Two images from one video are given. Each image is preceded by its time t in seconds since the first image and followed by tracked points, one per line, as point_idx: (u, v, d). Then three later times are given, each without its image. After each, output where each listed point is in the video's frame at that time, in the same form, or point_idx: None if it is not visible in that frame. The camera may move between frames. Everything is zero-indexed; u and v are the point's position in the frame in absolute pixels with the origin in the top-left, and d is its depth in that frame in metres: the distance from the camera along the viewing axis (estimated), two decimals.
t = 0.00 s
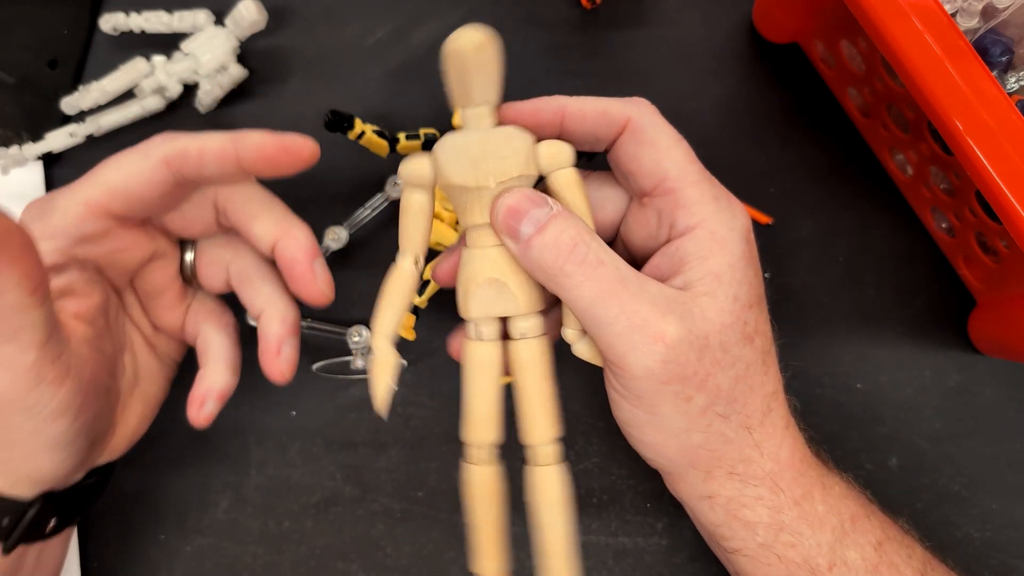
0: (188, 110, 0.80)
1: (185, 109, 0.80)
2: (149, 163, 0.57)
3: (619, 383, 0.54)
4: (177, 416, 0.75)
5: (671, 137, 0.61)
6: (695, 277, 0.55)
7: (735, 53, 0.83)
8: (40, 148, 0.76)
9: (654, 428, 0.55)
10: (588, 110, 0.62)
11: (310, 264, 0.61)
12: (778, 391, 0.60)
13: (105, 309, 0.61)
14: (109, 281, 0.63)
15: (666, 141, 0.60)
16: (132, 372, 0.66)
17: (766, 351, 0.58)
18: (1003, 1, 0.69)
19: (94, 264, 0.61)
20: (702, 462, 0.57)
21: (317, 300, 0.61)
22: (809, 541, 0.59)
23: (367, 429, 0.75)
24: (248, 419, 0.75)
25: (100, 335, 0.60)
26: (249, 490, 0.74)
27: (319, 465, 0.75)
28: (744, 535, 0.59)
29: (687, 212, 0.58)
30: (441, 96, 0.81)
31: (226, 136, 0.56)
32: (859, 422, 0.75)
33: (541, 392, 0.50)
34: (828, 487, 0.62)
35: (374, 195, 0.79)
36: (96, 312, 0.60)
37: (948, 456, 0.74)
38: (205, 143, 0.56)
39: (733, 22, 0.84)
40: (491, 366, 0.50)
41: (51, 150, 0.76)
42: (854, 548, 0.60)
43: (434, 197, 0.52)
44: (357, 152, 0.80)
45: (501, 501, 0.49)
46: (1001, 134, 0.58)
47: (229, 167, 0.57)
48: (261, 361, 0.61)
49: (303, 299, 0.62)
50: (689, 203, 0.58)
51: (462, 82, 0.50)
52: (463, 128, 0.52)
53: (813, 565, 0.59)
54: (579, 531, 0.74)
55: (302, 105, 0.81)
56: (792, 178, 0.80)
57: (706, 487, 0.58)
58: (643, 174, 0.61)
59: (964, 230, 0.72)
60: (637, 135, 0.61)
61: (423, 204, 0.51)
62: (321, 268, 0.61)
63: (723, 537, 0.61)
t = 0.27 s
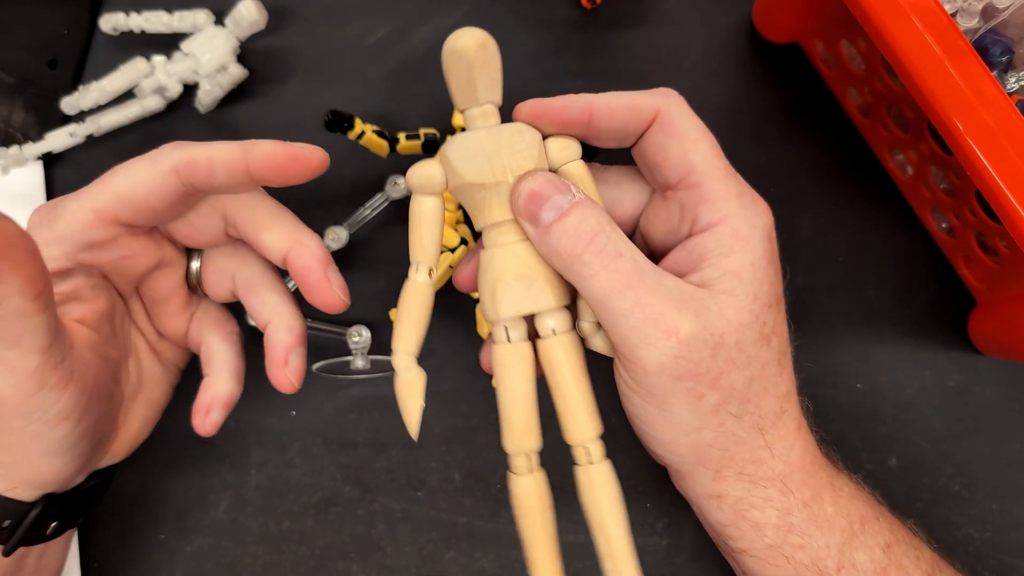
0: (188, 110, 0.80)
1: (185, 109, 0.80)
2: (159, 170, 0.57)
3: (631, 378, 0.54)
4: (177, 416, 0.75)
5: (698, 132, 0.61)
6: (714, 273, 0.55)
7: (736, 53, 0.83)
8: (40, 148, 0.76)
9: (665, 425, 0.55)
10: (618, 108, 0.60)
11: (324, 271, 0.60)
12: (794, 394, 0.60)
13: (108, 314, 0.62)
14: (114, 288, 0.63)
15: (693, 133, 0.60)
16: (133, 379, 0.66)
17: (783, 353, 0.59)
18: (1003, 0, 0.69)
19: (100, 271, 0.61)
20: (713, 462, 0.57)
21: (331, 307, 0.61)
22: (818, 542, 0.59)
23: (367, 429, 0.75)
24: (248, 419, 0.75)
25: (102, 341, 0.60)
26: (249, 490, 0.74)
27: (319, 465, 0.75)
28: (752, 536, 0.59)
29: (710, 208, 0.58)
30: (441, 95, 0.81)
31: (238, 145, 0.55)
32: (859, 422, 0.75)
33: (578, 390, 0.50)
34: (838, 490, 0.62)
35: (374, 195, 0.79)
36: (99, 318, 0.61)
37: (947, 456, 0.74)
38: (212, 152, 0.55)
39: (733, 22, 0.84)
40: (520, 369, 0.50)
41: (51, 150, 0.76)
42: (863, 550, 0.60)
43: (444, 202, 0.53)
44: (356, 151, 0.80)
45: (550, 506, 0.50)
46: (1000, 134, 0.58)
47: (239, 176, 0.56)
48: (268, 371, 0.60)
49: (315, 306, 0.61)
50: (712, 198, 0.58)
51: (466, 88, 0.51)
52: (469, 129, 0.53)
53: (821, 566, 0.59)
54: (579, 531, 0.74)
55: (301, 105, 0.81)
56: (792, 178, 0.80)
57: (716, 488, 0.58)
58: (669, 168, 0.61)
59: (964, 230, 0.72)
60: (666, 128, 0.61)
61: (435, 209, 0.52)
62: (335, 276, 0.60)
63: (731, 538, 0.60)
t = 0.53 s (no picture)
0: (188, 110, 0.80)
1: (185, 109, 0.80)
2: (170, 171, 0.57)
3: (617, 371, 0.54)
4: (177, 416, 0.75)
5: (689, 130, 0.60)
6: (702, 269, 0.55)
7: (736, 53, 0.83)
8: (40, 148, 0.76)
9: (651, 417, 0.55)
10: (613, 109, 0.60)
11: (336, 265, 0.60)
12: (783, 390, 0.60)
13: (118, 313, 0.62)
14: (123, 286, 0.63)
15: (684, 131, 0.60)
16: (140, 377, 0.66)
17: (770, 348, 0.59)
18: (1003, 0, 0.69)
19: (110, 270, 0.61)
20: (702, 456, 0.57)
21: (345, 300, 0.61)
22: (809, 538, 0.59)
23: (367, 429, 0.75)
24: (248, 419, 0.75)
25: (113, 338, 0.60)
26: (249, 490, 0.74)
27: (319, 465, 0.75)
28: (743, 531, 0.59)
29: (698, 205, 0.58)
30: (441, 95, 0.81)
31: (247, 147, 0.56)
32: (858, 422, 0.75)
33: (555, 384, 0.50)
34: (828, 485, 0.62)
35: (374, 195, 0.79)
36: (110, 316, 0.60)
37: (947, 456, 0.74)
38: (224, 154, 0.56)
39: (733, 22, 0.84)
40: (502, 360, 0.50)
41: (51, 150, 0.76)
42: (854, 545, 0.60)
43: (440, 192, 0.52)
44: (356, 151, 0.80)
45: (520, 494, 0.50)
46: (1000, 134, 0.58)
47: (248, 178, 0.56)
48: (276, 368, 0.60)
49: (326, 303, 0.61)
50: (700, 196, 0.58)
51: (466, 82, 0.50)
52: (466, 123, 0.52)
53: (813, 561, 0.59)
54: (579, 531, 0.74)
55: (301, 105, 0.81)
56: (792, 178, 0.80)
57: (705, 483, 0.58)
58: (659, 166, 0.60)
59: (964, 230, 0.72)
60: (658, 127, 0.60)
61: (427, 200, 0.51)
62: (347, 271, 0.61)
63: (722, 533, 0.60)
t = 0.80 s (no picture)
0: (188, 110, 0.80)
1: (185, 109, 0.80)
2: (176, 171, 0.57)
3: (614, 371, 0.54)
4: (177, 416, 0.75)
5: (685, 132, 0.60)
6: (699, 270, 0.55)
7: (736, 53, 0.83)
8: (40, 148, 0.76)
9: (648, 417, 0.55)
10: (609, 110, 0.60)
11: (342, 261, 0.61)
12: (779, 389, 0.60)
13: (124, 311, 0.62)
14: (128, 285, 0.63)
15: (680, 133, 0.60)
16: (143, 375, 0.66)
17: (766, 348, 0.59)
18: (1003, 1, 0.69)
19: (117, 268, 0.61)
20: (698, 456, 0.57)
21: (351, 294, 0.61)
22: (805, 537, 0.59)
23: (367, 429, 0.75)
24: (248, 419, 0.75)
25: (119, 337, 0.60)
26: (249, 490, 0.74)
27: (319, 465, 0.75)
28: (740, 530, 0.59)
29: (694, 207, 0.57)
30: (441, 95, 0.81)
31: (254, 147, 0.56)
32: (858, 421, 0.75)
33: (553, 382, 0.50)
34: (825, 484, 0.62)
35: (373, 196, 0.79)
36: (116, 314, 0.60)
37: (947, 456, 0.74)
38: (231, 153, 0.56)
39: (733, 22, 0.84)
40: (501, 359, 0.50)
41: (51, 150, 0.76)
42: (851, 544, 0.60)
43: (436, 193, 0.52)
44: (356, 151, 0.80)
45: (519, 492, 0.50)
46: (1000, 134, 0.58)
47: (255, 178, 0.57)
48: (281, 364, 0.61)
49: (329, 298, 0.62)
50: (696, 198, 0.58)
51: (461, 83, 0.50)
52: (462, 124, 0.52)
53: (809, 560, 0.59)
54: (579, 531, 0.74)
55: (301, 105, 0.81)
56: (793, 178, 0.80)
57: (702, 482, 0.58)
58: (654, 166, 0.60)
59: (964, 230, 0.72)
60: (653, 128, 0.60)
61: (424, 201, 0.51)
62: (353, 266, 0.61)
63: (720, 532, 0.60)
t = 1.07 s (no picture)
0: (188, 110, 0.80)
1: (185, 109, 0.80)
2: (189, 183, 0.57)
3: (606, 380, 0.54)
4: (178, 416, 0.75)
5: (675, 140, 0.59)
6: (689, 279, 0.55)
7: (736, 53, 0.83)
8: (40, 148, 0.76)
9: (641, 426, 0.55)
10: (598, 120, 0.59)
11: (353, 268, 0.63)
12: (773, 395, 0.60)
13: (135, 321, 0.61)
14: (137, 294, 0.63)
15: (670, 141, 0.59)
16: (149, 381, 0.66)
17: (760, 355, 0.58)
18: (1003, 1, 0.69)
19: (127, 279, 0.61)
20: (691, 464, 0.57)
21: (361, 301, 0.64)
22: (799, 544, 0.59)
23: (366, 429, 0.75)
24: (248, 419, 0.75)
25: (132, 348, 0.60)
26: (249, 490, 0.74)
27: (319, 465, 0.75)
28: (733, 537, 0.59)
29: (685, 216, 0.57)
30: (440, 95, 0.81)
31: (267, 159, 0.57)
32: (858, 422, 0.75)
33: (546, 393, 0.50)
34: (818, 492, 0.62)
35: (373, 196, 0.79)
36: (128, 324, 0.60)
37: (947, 456, 0.74)
38: (249, 166, 0.57)
39: (733, 22, 0.84)
40: (495, 372, 0.50)
41: (50, 150, 0.76)
42: (846, 551, 0.60)
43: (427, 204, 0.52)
44: (356, 151, 0.80)
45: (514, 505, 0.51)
46: (1000, 134, 0.58)
47: (268, 190, 0.58)
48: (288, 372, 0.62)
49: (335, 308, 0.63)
50: (686, 207, 0.57)
51: (450, 93, 0.51)
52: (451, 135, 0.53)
53: (803, 567, 0.59)
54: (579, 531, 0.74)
55: (301, 105, 0.81)
56: (793, 178, 0.80)
57: (695, 489, 0.59)
58: (643, 175, 0.60)
59: (964, 230, 0.72)
60: (642, 137, 0.59)
61: (415, 214, 0.52)
62: (364, 274, 0.64)
63: (715, 539, 0.61)
